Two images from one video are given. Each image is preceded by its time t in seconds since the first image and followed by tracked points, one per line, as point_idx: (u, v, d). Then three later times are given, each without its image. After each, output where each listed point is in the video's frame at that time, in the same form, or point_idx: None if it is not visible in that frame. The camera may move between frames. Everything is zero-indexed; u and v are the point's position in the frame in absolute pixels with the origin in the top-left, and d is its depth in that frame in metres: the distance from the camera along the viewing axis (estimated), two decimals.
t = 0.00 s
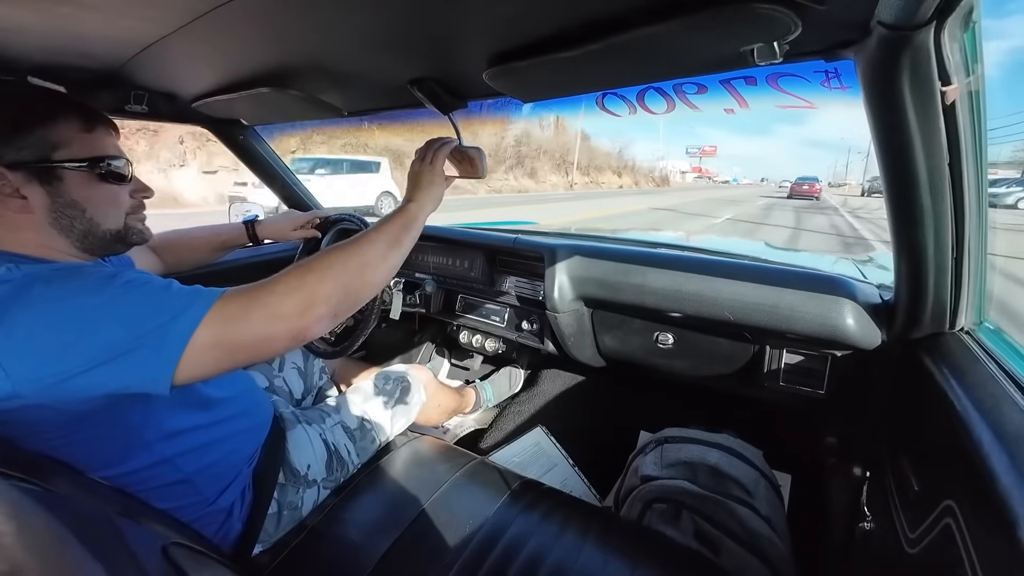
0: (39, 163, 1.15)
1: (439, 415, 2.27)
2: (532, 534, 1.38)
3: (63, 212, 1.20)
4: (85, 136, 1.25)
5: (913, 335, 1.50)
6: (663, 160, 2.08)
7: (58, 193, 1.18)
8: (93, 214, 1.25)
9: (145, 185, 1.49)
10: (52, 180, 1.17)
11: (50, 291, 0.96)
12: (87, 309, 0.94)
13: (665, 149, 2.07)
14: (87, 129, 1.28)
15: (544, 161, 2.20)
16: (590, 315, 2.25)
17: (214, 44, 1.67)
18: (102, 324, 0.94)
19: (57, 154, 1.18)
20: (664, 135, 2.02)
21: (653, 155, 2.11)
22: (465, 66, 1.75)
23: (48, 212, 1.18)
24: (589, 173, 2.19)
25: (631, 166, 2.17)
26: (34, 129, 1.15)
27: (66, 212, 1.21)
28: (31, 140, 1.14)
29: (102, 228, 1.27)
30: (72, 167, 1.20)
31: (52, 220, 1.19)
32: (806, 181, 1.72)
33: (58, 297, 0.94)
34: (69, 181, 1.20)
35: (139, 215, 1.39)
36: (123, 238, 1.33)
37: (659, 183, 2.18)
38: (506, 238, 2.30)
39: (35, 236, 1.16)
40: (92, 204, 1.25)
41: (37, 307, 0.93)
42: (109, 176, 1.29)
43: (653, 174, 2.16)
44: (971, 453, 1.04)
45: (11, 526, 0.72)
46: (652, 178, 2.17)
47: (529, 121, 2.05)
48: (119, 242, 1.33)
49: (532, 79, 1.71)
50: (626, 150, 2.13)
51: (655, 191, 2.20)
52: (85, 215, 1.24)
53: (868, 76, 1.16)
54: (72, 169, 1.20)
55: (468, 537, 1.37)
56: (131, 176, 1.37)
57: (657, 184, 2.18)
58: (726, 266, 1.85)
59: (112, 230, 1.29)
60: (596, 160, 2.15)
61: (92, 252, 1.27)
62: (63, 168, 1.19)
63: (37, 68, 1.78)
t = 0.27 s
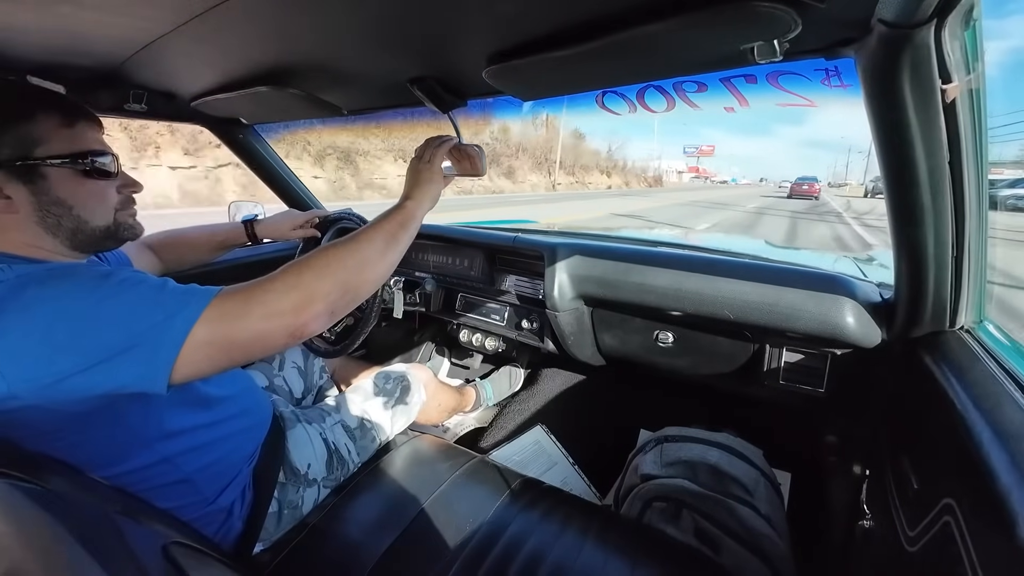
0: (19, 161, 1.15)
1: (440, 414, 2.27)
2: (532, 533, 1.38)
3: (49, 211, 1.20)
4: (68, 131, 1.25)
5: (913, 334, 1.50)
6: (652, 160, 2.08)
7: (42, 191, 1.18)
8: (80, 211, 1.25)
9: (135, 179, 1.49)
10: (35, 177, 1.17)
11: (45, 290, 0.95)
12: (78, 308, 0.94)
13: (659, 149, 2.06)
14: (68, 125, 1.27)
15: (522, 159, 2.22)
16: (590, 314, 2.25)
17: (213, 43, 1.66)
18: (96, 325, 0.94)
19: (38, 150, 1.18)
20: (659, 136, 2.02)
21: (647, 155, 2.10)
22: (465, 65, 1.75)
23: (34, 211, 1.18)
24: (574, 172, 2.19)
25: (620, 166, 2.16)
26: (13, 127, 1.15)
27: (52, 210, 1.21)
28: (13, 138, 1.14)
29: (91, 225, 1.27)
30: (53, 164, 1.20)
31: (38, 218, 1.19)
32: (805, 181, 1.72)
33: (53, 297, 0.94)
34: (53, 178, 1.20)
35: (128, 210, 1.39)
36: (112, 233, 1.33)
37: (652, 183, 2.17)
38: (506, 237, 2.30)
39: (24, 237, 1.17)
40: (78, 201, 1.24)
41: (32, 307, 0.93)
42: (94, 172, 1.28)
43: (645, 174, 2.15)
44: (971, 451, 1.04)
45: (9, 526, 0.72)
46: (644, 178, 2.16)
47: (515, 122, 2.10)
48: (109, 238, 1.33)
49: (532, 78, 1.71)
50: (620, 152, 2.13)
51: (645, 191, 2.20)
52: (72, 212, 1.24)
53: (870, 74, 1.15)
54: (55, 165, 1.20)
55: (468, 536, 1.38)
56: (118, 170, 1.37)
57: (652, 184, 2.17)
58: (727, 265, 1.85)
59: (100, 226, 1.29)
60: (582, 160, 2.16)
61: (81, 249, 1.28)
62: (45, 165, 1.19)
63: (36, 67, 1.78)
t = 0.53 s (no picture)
0: (13, 157, 1.15)
1: (438, 414, 2.28)
2: (530, 533, 1.38)
3: (44, 208, 1.20)
4: (60, 126, 1.25)
5: (912, 336, 1.51)
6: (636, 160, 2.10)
7: (36, 188, 1.18)
8: (74, 208, 1.25)
9: (128, 176, 1.50)
10: (29, 174, 1.17)
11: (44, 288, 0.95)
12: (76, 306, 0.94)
13: (655, 148, 2.06)
14: (59, 120, 1.27)
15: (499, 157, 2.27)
16: (589, 314, 2.25)
17: (213, 41, 1.66)
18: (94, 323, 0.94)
19: (31, 147, 1.18)
20: (654, 137, 2.03)
21: (641, 155, 2.10)
22: (465, 65, 1.75)
23: (29, 208, 1.18)
24: (558, 172, 2.23)
25: (610, 166, 2.17)
26: (5, 123, 1.15)
27: (47, 207, 1.20)
28: (5, 134, 1.14)
29: (85, 222, 1.27)
30: (47, 160, 1.20)
31: (33, 216, 1.18)
32: (805, 180, 1.70)
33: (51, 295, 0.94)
34: (48, 175, 1.20)
35: (121, 207, 1.40)
36: (106, 230, 1.34)
37: (644, 184, 2.17)
38: (506, 237, 2.30)
39: (20, 233, 1.16)
40: (72, 198, 1.25)
41: (30, 304, 0.93)
42: (88, 168, 1.29)
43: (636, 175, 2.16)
44: (969, 454, 1.05)
45: (7, 525, 0.72)
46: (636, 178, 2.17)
47: (498, 124, 2.15)
48: (102, 236, 1.33)
49: (532, 79, 1.72)
50: (616, 153, 2.13)
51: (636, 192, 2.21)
52: (66, 210, 1.24)
53: (869, 76, 1.16)
54: (49, 162, 1.21)
55: (467, 536, 1.38)
56: (111, 165, 1.38)
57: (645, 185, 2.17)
58: (726, 266, 1.85)
59: (97, 223, 1.30)
60: (567, 161, 2.19)
61: (76, 246, 1.27)
62: (39, 162, 1.19)
63: (35, 65, 1.78)
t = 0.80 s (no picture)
0: (19, 160, 1.15)
1: (438, 413, 2.28)
2: (530, 533, 1.38)
3: (49, 210, 1.20)
4: (68, 131, 1.26)
5: (911, 334, 1.51)
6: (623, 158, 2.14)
7: (42, 190, 1.18)
8: (79, 212, 1.26)
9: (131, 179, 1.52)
10: (35, 176, 1.17)
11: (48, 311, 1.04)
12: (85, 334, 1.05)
13: (649, 148, 2.06)
14: (68, 124, 1.28)
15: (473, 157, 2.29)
16: (589, 314, 2.25)
17: (213, 41, 1.66)
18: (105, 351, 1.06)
19: (37, 150, 1.18)
20: (646, 136, 2.06)
21: (637, 154, 2.11)
22: (465, 64, 1.75)
23: (33, 209, 1.18)
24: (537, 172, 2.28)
25: (598, 165, 2.19)
26: (10, 125, 1.15)
27: (52, 209, 1.21)
28: (11, 137, 1.14)
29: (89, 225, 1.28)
30: (53, 164, 1.21)
31: (37, 219, 1.18)
32: (803, 179, 1.69)
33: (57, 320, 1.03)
34: (53, 178, 1.21)
35: (125, 211, 1.42)
36: (111, 234, 1.35)
37: (634, 184, 2.17)
38: (505, 236, 2.30)
39: (24, 235, 1.16)
40: (77, 201, 1.26)
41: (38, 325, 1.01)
42: (92, 172, 1.31)
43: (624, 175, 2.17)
44: (968, 452, 1.05)
45: (8, 524, 0.72)
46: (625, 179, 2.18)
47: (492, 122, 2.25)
48: (106, 240, 1.34)
49: (531, 78, 1.72)
50: (612, 153, 2.16)
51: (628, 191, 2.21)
52: (71, 212, 1.25)
53: (869, 74, 1.16)
54: (54, 165, 1.22)
55: (467, 535, 1.38)
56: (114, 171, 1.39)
57: (635, 184, 2.18)
58: (725, 265, 1.85)
59: (100, 227, 1.31)
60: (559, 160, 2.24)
61: (80, 251, 1.28)
62: (45, 165, 1.20)
63: (35, 64, 1.78)
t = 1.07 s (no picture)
0: (17, 159, 1.15)
1: (439, 414, 2.28)
2: (531, 533, 1.38)
3: (52, 209, 1.21)
4: (58, 127, 1.26)
5: (911, 334, 1.51)
6: (617, 158, 2.23)
7: (44, 188, 1.19)
8: (81, 209, 1.27)
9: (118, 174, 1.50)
10: (35, 175, 1.18)
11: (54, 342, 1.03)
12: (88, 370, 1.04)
13: (645, 148, 2.17)
14: (56, 120, 1.27)
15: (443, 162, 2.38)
16: (589, 314, 2.25)
17: (212, 42, 1.66)
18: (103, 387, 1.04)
19: (36, 148, 1.18)
20: (641, 136, 2.15)
21: (632, 155, 2.21)
22: (465, 64, 1.75)
23: (37, 209, 1.18)
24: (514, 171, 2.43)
25: (585, 165, 2.29)
26: (6, 124, 1.15)
27: (55, 208, 1.21)
28: (7, 136, 1.14)
29: (91, 222, 1.29)
30: (52, 161, 1.21)
31: (42, 218, 1.19)
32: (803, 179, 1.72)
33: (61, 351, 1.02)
34: (54, 175, 1.22)
35: (117, 205, 1.41)
36: (109, 230, 1.35)
37: (624, 184, 2.29)
38: (505, 237, 2.30)
39: (25, 237, 1.16)
40: (78, 198, 1.26)
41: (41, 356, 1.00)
42: (89, 168, 1.31)
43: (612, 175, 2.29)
44: (968, 451, 1.05)
45: (8, 528, 0.72)
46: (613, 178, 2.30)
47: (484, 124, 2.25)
48: (106, 236, 1.34)
49: (531, 78, 1.72)
50: (609, 154, 2.24)
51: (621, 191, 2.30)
52: (73, 210, 1.25)
53: (869, 75, 1.16)
54: (54, 162, 1.22)
55: (469, 536, 1.38)
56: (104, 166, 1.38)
57: (624, 185, 2.29)
58: (725, 265, 1.86)
59: (100, 223, 1.31)
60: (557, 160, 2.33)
61: (80, 247, 1.28)
62: (44, 163, 1.20)
63: (34, 66, 1.78)
